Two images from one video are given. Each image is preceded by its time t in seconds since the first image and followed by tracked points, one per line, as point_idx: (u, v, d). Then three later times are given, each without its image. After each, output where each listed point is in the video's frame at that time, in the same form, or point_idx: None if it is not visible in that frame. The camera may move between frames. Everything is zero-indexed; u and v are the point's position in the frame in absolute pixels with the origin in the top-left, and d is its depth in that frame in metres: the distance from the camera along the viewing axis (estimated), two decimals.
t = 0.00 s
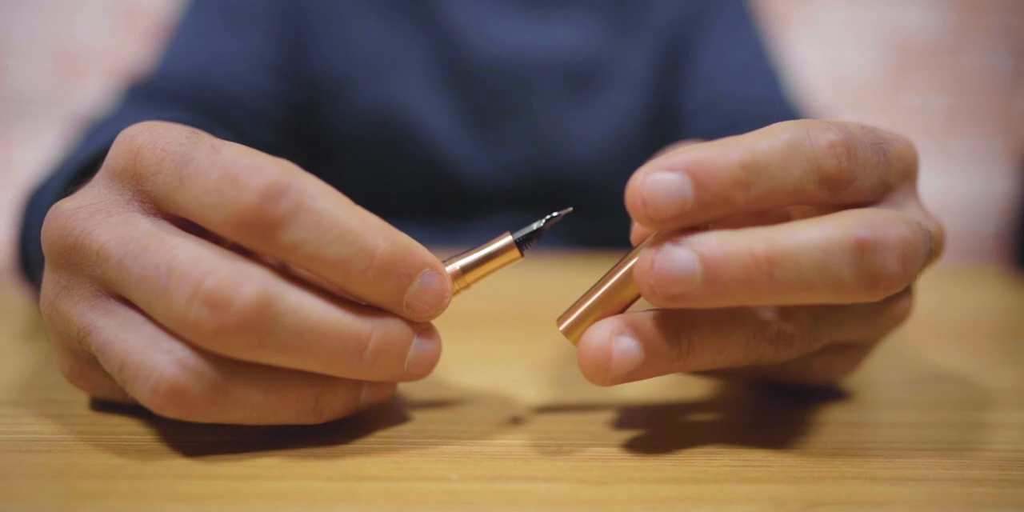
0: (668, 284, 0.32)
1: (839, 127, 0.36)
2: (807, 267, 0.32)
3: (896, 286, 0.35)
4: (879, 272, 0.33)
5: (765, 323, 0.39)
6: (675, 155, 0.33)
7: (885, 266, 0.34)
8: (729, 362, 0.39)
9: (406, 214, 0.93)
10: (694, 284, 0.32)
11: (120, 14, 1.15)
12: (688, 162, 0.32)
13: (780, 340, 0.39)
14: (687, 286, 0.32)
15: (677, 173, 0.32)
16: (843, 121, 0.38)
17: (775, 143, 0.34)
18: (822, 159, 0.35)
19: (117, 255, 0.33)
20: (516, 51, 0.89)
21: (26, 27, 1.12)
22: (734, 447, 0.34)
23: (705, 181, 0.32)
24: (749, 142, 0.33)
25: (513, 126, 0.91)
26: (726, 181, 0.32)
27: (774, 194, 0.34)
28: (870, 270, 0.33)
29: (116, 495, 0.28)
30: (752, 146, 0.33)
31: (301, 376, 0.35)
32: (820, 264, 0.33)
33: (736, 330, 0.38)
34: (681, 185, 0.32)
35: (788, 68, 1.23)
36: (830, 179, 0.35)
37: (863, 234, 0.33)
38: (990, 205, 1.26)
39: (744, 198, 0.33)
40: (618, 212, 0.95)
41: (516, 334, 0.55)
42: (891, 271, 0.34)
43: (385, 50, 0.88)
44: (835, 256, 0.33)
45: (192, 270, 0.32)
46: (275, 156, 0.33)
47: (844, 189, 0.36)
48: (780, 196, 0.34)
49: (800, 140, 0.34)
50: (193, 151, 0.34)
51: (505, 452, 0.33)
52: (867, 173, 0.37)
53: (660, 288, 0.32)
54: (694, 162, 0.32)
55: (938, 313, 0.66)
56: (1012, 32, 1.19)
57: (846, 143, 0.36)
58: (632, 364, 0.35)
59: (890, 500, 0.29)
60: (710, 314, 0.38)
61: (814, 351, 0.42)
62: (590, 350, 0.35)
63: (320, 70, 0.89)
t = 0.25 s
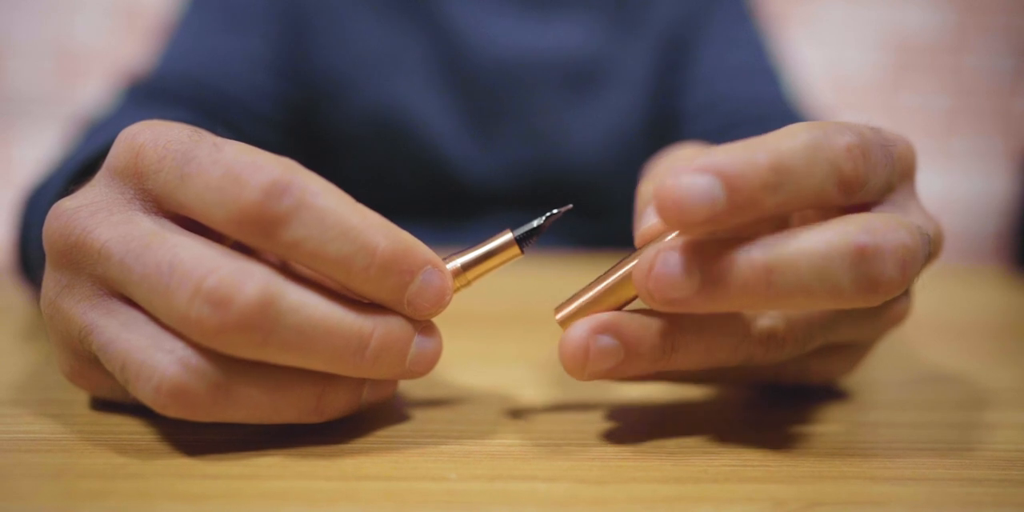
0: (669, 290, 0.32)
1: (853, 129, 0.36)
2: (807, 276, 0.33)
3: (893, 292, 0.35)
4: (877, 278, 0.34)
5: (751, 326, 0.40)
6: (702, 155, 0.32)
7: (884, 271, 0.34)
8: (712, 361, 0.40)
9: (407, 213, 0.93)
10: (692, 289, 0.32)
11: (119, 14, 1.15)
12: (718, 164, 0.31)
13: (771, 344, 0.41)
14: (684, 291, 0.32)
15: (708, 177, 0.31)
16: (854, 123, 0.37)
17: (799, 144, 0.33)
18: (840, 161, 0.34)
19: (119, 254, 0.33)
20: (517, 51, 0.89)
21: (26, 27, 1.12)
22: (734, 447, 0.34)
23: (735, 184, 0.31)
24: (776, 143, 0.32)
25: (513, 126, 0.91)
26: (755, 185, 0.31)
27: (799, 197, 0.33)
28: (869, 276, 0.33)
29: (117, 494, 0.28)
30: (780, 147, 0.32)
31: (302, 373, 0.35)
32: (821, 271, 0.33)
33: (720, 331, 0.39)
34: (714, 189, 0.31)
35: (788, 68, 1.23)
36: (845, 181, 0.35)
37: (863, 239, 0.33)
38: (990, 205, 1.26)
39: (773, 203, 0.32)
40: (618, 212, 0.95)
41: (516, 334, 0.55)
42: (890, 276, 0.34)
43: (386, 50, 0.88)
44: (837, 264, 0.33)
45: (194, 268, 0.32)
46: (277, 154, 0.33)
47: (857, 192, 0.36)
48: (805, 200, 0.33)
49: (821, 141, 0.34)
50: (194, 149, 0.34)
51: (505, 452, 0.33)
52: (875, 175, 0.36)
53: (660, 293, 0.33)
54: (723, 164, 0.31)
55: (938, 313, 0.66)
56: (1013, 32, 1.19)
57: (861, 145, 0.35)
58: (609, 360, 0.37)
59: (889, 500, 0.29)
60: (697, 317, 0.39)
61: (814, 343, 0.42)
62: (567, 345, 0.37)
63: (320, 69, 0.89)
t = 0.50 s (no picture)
0: (662, 295, 0.33)
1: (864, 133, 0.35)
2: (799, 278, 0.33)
3: (889, 297, 0.33)
4: (871, 285, 0.33)
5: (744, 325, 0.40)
6: (736, 162, 0.31)
7: (877, 277, 0.32)
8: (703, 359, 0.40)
9: (406, 214, 0.93)
10: (687, 294, 0.33)
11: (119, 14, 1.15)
12: (756, 173, 0.30)
13: (766, 343, 0.41)
14: (679, 296, 0.33)
15: (752, 186, 0.30)
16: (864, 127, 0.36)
17: (828, 149, 0.32)
18: (862, 166, 0.33)
19: (120, 252, 0.33)
20: (517, 51, 0.89)
21: (26, 27, 1.12)
22: (734, 447, 0.34)
23: (775, 193, 0.30)
24: (809, 150, 0.31)
25: (513, 126, 0.91)
26: (789, 192, 0.30)
27: (827, 205, 0.32)
28: (861, 283, 0.33)
29: (116, 495, 0.28)
30: (812, 155, 0.31)
31: (303, 372, 0.35)
32: (813, 277, 0.33)
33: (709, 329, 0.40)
34: (755, 198, 0.30)
35: (788, 68, 1.23)
36: (865, 188, 0.34)
37: (858, 247, 0.32)
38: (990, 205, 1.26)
39: (804, 212, 0.31)
40: (618, 211, 0.95)
41: (515, 334, 0.55)
42: (884, 282, 0.33)
43: (386, 50, 0.88)
44: (828, 270, 0.32)
45: (195, 266, 0.32)
46: (278, 150, 0.33)
47: (869, 199, 0.35)
48: (830, 209, 0.32)
49: (846, 146, 0.33)
50: (195, 146, 0.34)
51: (505, 452, 0.33)
52: (884, 180, 0.35)
53: (653, 297, 0.33)
54: (762, 172, 0.30)
55: (938, 313, 0.66)
56: (1013, 32, 1.19)
57: (875, 151, 0.34)
58: (587, 349, 0.37)
59: (889, 500, 0.29)
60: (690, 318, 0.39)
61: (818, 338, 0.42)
62: (549, 331, 0.37)
63: (320, 69, 0.89)
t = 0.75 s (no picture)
0: (657, 288, 0.33)
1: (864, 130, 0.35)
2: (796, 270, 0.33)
3: (887, 287, 0.35)
4: (868, 275, 0.34)
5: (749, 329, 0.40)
6: (739, 156, 0.31)
7: (875, 267, 0.34)
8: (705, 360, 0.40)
9: (406, 213, 0.93)
10: (683, 287, 0.33)
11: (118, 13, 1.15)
12: (763, 170, 0.30)
13: (771, 347, 0.41)
14: (674, 289, 0.33)
15: (757, 185, 0.29)
16: (868, 124, 0.37)
17: (830, 145, 0.32)
18: (861, 162, 0.33)
19: (119, 251, 0.33)
20: (517, 51, 0.89)
21: (26, 27, 1.12)
22: (734, 446, 0.34)
23: (779, 190, 0.30)
24: (812, 146, 0.31)
25: (513, 126, 0.90)
26: (796, 190, 0.30)
27: (826, 202, 0.32)
28: (860, 274, 0.34)
29: (115, 494, 0.28)
30: (815, 151, 0.31)
31: (305, 371, 0.35)
32: (812, 268, 0.33)
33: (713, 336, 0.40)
34: (758, 195, 0.29)
35: (788, 68, 1.23)
36: (863, 185, 0.34)
37: (857, 237, 0.33)
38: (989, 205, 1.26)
39: (807, 209, 0.31)
40: (618, 211, 0.95)
41: (515, 333, 0.55)
42: (882, 271, 0.34)
43: (386, 50, 0.88)
44: (828, 261, 0.33)
45: (195, 264, 0.32)
46: (277, 146, 0.33)
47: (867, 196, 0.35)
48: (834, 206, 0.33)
49: (846, 142, 0.33)
50: (194, 142, 0.34)
51: (504, 452, 0.33)
52: (883, 176, 0.36)
53: (649, 290, 0.33)
54: (768, 169, 0.30)
55: (938, 313, 0.66)
56: (1013, 32, 1.19)
57: (876, 147, 0.35)
58: (583, 349, 0.37)
59: (889, 500, 0.29)
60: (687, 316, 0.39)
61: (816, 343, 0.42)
62: (545, 328, 0.38)
63: (320, 69, 0.89)
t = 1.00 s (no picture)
0: (660, 280, 0.33)
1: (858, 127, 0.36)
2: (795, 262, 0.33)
3: (896, 275, 0.33)
4: (873, 264, 0.32)
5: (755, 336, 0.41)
6: (724, 159, 0.31)
7: (879, 255, 0.32)
8: (705, 365, 0.41)
9: (406, 212, 0.93)
10: (682, 278, 0.33)
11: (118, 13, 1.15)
12: (748, 171, 0.30)
13: (778, 354, 0.41)
14: (673, 279, 0.33)
15: (741, 185, 0.30)
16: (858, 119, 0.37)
17: (819, 145, 0.32)
18: (853, 160, 0.34)
19: (121, 251, 0.33)
20: (516, 49, 0.89)
21: (25, 26, 1.12)
22: (736, 445, 0.34)
23: (764, 190, 0.30)
24: (800, 146, 0.32)
25: (513, 125, 0.90)
26: (783, 190, 0.31)
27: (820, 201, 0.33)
28: (863, 263, 0.32)
29: (114, 493, 0.28)
30: (804, 151, 0.32)
31: (310, 373, 0.35)
32: (810, 257, 0.32)
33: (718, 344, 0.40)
34: (744, 195, 0.30)
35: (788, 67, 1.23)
36: (854, 184, 0.35)
37: (855, 225, 0.32)
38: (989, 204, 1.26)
39: (794, 209, 0.32)
40: (618, 210, 0.94)
41: (514, 332, 0.55)
42: (887, 259, 0.32)
43: (385, 49, 0.88)
44: (827, 251, 0.32)
45: (198, 265, 0.32)
46: (276, 139, 0.33)
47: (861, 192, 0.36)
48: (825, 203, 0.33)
49: (836, 141, 0.33)
50: (192, 137, 0.34)
51: (504, 451, 0.33)
52: (875, 173, 0.36)
53: (652, 282, 0.34)
54: (753, 170, 0.30)
55: (938, 313, 0.65)
56: (1013, 31, 1.19)
57: (868, 145, 0.35)
58: (583, 354, 0.37)
59: (891, 499, 0.29)
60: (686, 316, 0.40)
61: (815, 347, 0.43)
62: (548, 333, 0.38)
63: (319, 68, 0.89)
